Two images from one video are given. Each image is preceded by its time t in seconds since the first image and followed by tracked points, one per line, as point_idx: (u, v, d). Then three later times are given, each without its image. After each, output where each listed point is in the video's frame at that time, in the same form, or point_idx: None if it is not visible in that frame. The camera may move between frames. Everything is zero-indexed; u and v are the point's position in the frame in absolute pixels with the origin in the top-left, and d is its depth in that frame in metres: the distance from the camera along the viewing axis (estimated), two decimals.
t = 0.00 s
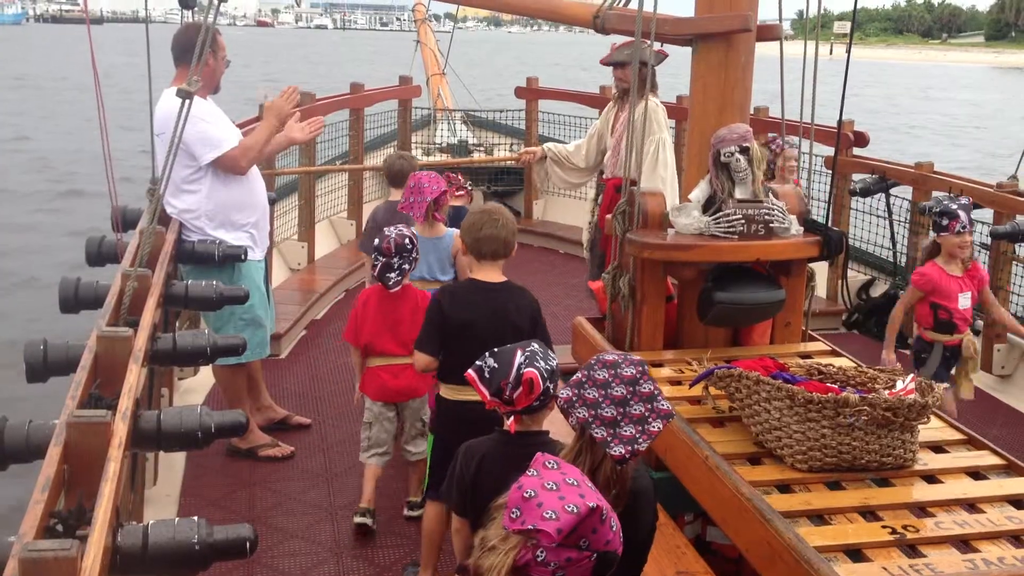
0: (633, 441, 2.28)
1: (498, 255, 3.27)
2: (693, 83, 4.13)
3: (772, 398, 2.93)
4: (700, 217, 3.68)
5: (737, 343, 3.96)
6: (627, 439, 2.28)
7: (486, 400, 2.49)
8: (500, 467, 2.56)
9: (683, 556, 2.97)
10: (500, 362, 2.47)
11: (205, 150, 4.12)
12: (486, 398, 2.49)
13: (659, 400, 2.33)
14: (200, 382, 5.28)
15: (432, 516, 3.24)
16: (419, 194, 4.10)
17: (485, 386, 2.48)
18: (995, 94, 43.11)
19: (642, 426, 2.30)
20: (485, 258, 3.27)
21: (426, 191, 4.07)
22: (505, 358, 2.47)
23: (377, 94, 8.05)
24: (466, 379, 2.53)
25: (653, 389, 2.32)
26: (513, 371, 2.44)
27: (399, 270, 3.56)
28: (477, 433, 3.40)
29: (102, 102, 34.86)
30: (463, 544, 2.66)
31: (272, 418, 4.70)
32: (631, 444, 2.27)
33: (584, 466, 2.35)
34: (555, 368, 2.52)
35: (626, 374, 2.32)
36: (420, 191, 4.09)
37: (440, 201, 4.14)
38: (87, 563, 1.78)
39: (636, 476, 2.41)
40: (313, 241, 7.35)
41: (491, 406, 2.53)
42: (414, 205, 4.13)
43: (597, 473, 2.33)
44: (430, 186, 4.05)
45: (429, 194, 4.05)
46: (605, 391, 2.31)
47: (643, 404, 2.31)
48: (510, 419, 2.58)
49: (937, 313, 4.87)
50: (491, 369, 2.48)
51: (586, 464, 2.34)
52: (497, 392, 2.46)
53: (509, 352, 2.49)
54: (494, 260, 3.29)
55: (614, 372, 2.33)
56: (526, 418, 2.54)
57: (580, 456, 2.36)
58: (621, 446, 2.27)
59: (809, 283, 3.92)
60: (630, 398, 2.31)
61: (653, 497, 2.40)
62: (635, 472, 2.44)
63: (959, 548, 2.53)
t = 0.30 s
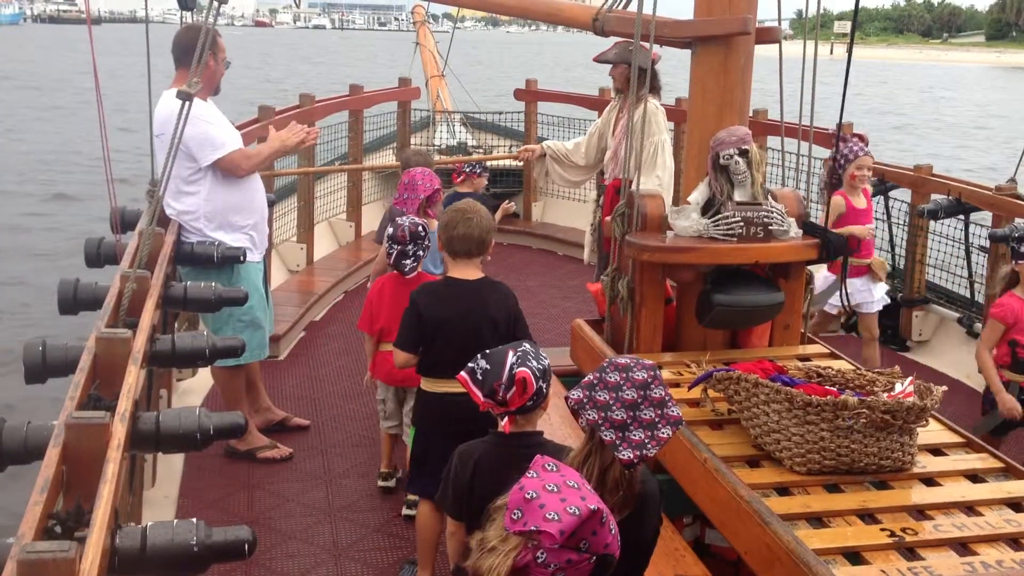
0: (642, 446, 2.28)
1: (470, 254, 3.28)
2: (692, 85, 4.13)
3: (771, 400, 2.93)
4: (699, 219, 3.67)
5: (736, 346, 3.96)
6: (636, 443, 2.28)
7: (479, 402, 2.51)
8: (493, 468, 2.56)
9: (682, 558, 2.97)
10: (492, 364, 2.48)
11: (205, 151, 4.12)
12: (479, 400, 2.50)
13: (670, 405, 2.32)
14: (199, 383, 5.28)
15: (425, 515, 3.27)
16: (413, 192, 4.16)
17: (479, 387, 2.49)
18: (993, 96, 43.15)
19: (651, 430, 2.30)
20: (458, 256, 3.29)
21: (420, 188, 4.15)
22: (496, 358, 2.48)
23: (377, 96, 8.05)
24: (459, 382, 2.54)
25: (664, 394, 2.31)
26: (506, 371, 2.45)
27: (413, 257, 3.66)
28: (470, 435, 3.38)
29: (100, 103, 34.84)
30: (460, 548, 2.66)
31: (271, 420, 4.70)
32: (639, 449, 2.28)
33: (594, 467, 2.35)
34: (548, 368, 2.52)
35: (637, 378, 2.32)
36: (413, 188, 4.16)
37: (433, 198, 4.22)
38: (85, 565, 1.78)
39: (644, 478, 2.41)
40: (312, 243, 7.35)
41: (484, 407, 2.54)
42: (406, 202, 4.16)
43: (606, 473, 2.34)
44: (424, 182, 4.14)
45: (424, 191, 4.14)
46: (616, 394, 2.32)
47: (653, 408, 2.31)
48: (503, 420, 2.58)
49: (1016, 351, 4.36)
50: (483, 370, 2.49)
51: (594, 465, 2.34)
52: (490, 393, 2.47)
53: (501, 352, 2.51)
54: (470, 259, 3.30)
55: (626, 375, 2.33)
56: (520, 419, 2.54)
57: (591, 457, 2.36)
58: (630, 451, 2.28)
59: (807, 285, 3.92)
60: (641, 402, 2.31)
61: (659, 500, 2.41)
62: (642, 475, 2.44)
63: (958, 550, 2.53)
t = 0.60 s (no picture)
0: (652, 446, 2.27)
1: (445, 250, 3.31)
2: (697, 85, 4.13)
3: (775, 400, 2.92)
4: (703, 219, 3.66)
5: (740, 345, 3.96)
6: (646, 443, 2.27)
7: (473, 401, 2.51)
8: (487, 466, 2.56)
9: (685, 558, 2.97)
10: (484, 362, 2.50)
11: (209, 151, 4.12)
12: (473, 399, 2.50)
13: (681, 406, 2.32)
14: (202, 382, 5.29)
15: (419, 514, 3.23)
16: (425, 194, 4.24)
17: (472, 386, 2.49)
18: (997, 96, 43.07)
19: (662, 431, 2.29)
20: (434, 253, 3.32)
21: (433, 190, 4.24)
22: (489, 357, 2.50)
23: (380, 96, 8.05)
24: (453, 381, 2.54)
25: (675, 395, 2.31)
26: (499, 370, 2.47)
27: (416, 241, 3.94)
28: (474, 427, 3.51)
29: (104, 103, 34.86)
30: (445, 545, 2.66)
31: (274, 419, 4.70)
32: (650, 449, 2.26)
33: (604, 467, 2.37)
34: (539, 364, 2.54)
35: (648, 379, 2.32)
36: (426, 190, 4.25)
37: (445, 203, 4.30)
38: (89, 564, 1.78)
39: (652, 481, 2.41)
40: (315, 242, 7.35)
41: (478, 407, 2.54)
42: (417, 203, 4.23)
43: (616, 473, 2.35)
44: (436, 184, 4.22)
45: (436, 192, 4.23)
46: (626, 394, 2.31)
47: (664, 409, 2.30)
48: (497, 417, 2.58)
49: None
50: (476, 369, 2.50)
51: (604, 465, 2.37)
52: (484, 391, 2.47)
53: (493, 351, 2.52)
54: (443, 254, 3.34)
55: (637, 376, 2.33)
56: (513, 417, 2.54)
57: (600, 456, 2.39)
58: (639, 450, 2.26)
59: (811, 286, 3.92)
60: (652, 403, 2.31)
61: (667, 501, 2.42)
62: (651, 477, 2.45)
63: (962, 551, 2.52)
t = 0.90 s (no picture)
0: (663, 442, 2.27)
1: (438, 235, 3.40)
2: (706, 82, 4.12)
3: (786, 398, 2.91)
4: (712, 216, 3.67)
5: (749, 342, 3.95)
6: (657, 440, 2.27)
7: (479, 382, 2.50)
8: (493, 449, 2.58)
9: (695, 556, 2.96)
10: (490, 345, 2.49)
11: (220, 147, 4.13)
12: (478, 380, 2.50)
13: (691, 402, 2.32)
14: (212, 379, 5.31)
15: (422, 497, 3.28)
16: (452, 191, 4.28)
17: (477, 367, 2.48)
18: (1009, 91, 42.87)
19: (673, 427, 2.29)
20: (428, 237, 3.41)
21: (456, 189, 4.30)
22: (494, 340, 2.50)
23: (389, 92, 8.05)
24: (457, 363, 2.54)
25: (686, 391, 2.31)
26: (505, 351, 2.46)
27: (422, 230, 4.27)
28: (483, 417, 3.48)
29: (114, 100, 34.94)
30: (452, 528, 2.67)
31: (284, 416, 4.71)
32: (661, 445, 2.27)
33: (614, 465, 2.35)
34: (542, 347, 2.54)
35: (659, 376, 2.32)
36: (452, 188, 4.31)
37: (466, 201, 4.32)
38: (101, 561, 1.79)
39: (663, 478, 2.40)
40: (325, 239, 7.36)
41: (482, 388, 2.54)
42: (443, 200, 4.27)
43: (627, 471, 2.33)
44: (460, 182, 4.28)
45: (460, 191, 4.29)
46: (637, 391, 2.31)
47: (675, 405, 2.30)
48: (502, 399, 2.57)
49: None
50: (482, 351, 2.50)
51: (614, 464, 2.34)
52: (489, 373, 2.47)
53: (498, 334, 2.52)
54: (438, 239, 3.42)
55: (648, 372, 2.33)
56: (518, 399, 2.54)
57: (610, 454, 2.37)
58: (651, 447, 2.27)
59: (822, 282, 3.90)
60: (662, 399, 2.30)
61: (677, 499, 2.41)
62: (661, 474, 2.44)
63: (974, 549, 2.52)
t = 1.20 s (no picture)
0: (671, 439, 2.28)
1: (453, 221, 3.50)
2: (713, 81, 4.11)
3: (793, 397, 2.91)
4: (719, 215, 3.66)
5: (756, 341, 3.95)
6: (665, 436, 2.28)
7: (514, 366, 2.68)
8: (522, 430, 2.77)
9: (703, 555, 2.96)
10: (524, 331, 2.67)
11: (227, 148, 4.13)
12: (514, 365, 2.67)
13: (698, 399, 2.32)
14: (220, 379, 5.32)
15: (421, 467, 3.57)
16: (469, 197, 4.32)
17: (513, 352, 2.67)
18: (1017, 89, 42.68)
19: (680, 424, 2.29)
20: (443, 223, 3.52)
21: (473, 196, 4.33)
22: (528, 327, 2.67)
23: (396, 92, 8.06)
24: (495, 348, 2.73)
25: (692, 388, 2.31)
26: (539, 338, 2.63)
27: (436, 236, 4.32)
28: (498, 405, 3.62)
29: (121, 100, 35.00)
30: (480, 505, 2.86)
31: (291, 415, 4.72)
32: (668, 442, 2.27)
33: (621, 462, 2.35)
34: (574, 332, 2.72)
35: (664, 373, 2.32)
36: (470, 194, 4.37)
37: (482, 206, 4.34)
38: (110, 560, 1.80)
39: (670, 474, 2.40)
40: (332, 238, 7.37)
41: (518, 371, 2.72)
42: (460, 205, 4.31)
43: (634, 468, 2.34)
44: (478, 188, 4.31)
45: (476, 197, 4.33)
46: (644, 388, 2.31)
47: (681, 402, 2.30)
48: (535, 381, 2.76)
49: None
50: (516, 337, 2.68)
51: (622, 461, 2.35)
52: (524, 358, 2.64)
53: (532, 321, 2.69)
54: (453, 226, 3.53)
55: (654, 369, 2.33)
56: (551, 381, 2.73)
57: (617, 452, 2.37)
58: (658, 443, 2.27)
59: (829, 282, 3.90)
60: (669, 396, 2.30)
61: (684, 497, 2.41)
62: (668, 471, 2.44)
63: (982, 549, 2.51)
